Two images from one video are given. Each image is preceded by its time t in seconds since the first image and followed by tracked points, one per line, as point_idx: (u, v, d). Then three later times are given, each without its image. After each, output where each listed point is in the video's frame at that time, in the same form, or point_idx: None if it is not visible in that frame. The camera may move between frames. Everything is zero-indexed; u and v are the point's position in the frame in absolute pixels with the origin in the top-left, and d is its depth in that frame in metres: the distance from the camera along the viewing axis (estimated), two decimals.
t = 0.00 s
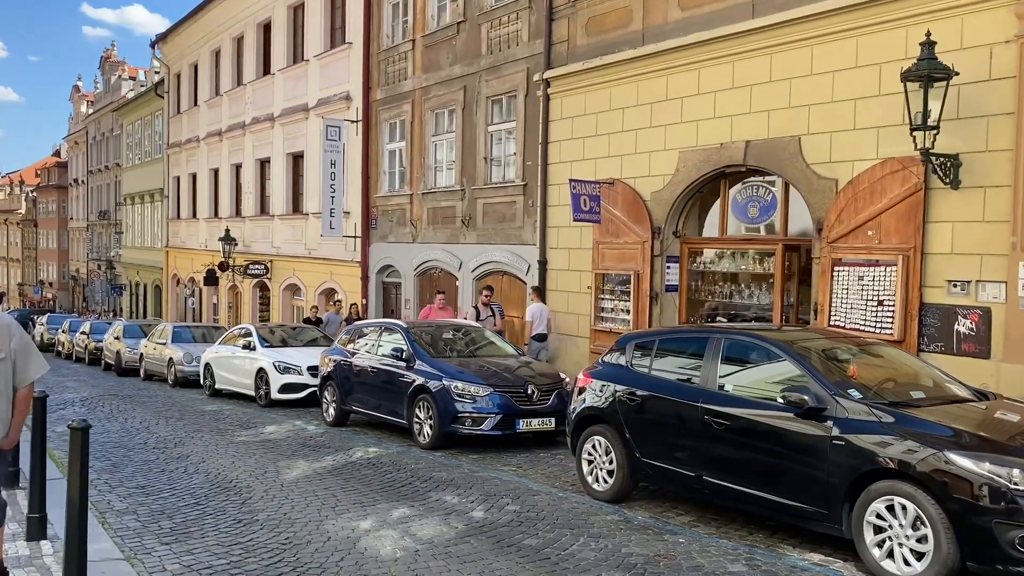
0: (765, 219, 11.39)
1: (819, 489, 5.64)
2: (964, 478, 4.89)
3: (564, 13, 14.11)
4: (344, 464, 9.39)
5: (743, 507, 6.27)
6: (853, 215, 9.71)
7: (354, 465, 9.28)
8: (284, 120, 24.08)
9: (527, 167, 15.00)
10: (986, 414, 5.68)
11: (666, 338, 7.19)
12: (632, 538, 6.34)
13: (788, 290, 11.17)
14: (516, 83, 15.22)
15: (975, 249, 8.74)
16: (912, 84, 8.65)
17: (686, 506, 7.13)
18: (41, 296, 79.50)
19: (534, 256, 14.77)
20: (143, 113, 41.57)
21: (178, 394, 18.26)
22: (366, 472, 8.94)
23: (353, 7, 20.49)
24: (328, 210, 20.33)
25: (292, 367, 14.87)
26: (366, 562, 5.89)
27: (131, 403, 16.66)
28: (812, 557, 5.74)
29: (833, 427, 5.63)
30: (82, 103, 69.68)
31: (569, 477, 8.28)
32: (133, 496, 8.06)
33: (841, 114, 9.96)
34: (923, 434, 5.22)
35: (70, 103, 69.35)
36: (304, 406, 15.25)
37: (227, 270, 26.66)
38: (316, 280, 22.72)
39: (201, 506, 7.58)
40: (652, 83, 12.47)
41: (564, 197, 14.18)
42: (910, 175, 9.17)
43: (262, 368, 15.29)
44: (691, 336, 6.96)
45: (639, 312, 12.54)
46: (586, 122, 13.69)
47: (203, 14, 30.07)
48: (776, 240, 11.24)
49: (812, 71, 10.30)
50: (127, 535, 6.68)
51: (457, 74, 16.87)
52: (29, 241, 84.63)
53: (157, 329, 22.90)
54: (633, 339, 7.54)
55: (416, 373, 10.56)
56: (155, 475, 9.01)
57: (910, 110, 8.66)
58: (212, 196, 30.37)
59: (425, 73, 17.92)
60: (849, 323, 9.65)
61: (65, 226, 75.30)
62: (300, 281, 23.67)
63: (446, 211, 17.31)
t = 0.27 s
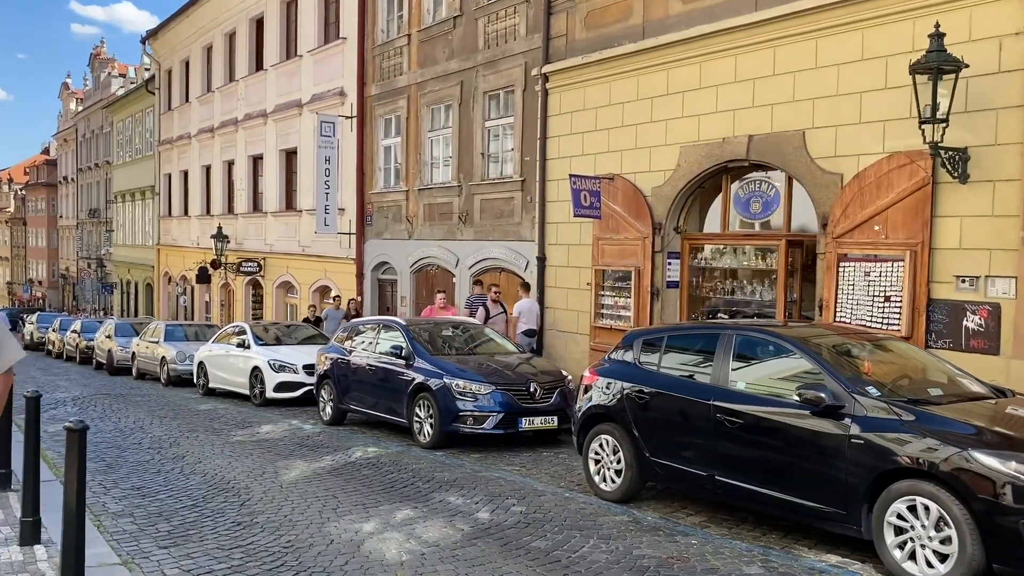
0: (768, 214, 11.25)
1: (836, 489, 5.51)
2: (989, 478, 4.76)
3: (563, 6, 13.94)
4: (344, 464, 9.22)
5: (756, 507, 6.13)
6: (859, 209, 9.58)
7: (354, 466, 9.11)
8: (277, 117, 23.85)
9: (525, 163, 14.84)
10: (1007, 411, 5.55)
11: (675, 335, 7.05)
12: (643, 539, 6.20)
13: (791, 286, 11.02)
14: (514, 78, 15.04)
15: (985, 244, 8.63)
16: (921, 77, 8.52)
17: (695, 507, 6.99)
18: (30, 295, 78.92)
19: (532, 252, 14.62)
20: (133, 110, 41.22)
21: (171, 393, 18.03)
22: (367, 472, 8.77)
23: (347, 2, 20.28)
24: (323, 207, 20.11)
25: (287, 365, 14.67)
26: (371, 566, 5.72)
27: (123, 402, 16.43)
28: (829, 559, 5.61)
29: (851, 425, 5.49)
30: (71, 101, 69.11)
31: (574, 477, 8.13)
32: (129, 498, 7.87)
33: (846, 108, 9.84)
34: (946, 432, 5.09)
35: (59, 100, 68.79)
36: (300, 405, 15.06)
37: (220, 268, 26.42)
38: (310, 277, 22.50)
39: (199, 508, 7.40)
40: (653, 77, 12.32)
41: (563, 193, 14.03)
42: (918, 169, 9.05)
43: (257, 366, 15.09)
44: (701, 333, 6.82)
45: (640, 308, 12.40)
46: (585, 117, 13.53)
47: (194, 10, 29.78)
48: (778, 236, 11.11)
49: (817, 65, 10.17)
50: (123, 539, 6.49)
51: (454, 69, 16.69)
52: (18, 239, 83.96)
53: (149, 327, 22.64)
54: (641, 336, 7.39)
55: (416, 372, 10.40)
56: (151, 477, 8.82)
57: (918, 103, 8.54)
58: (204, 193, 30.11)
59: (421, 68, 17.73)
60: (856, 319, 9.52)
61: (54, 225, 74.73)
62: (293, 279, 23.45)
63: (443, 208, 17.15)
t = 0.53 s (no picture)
0: (769, 213, 11.12)
1: (853, 493, 5.38)
2: (1013, 481, 4.63)
3: (560, 3, 13.79)
4: (342, 467, 9.05)
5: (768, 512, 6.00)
6: (864, 207, 9.46)
7: (353, 469, 8.94)
8: (269, 114, 23.62)
9: (522, 161, 14.69)
10: None
11: (683, 335, 6.91)
12: (653, 545, 6.05)
13: (793, 286, 10.90)
14: (510, 76, 14.90)
15: (992, 243, 8.52)
16: (928, 73, 8.40)
17: (704, 511, 6.85)
18: (17, 295, 78.27)
19: (529, 252, 14.48)
20: (122, 109, 40.85)
21: (162, 395, 17.79)
22: (366, 476, 8.60)
23: None
24: (315, 206, 19.90)
25: (281, 366, 14.47)
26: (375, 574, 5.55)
27: (114, 404, 16.19)
28: (845, 565, 5.47)
29: (868, 428, 5.36)
30: (59, 99, 68.53)
31: (578, 481, 7.99)
32: (122, 504, 7.67)
33: (851, 105, 9.73)
34: (967, 435, 4.95)
35: (47, 99, 68.21)
36: (294, 406, 14.87)
37: (210, 267, 26.15)
38: (303, 277, 22.29)
39: (195, 514, 7.21)
40: (652, 74, 12.18)
41: (561, 191, 13.89)
42: (924, 166, 8.93)
43: (250, 367, 14.89)
44: (711, 333, 6.68)
45: (639, 308, 12.26)
46: (583, 114, 13.39)
47: (184, 7, 29.50)
48: (780, 234, 10.98)
49: (820, 61, 10.06)
50: (118, 547, 6.30)
51: (449, 66, 16.53)
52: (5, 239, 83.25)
53: (139, 328, 22.37)
54: (647, 337, 7.25)
55: (414, 373, 10.23)
56: (144, 481, 8.62)
57: (925, 99, 8.42)
58: (195, 192, 29.83)
59: (415, 65, 17.56)
60: (861, 319, 9.41)
61: (42, 225, 74.11)
62: (285, 278, 23.24)
63: (439, 206, 17.00)
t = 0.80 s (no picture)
0: (769, 211, 11.01)
1: (866, 497, 5.26)
2: None
3: None
4: (339, 470, 8.89)
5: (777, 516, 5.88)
6: (866, 206, 9.36)
7: (350, 472, 8.78)
8: (260, 113, 23.41)
9: (518, 159, 14.56)
10: None
11: (688, 336, 6.79)
12: (660, 549, 5.92)
13: (793, 285, 10.81)
14: (505, 73, 14.75)
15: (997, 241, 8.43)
16: (933, 69, 8.29)
17: (709, 514, 6.73)
18: (5, 296, 77.66)
19: (526, 251, 14.35)
20: (111, 107, 40.51)
21: (153, 396, 17.57)
22: (363, 479, 8.45)
23: None
24: (308, 205, 19.71)
25: (274, 367, 14.29)
26: None
27: (104, 406, 15.97)
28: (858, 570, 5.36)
29: (882, 431, 5.25)
30: (47, 98, 67.97)
31: (580, 484, 7.86)
32: (113, 509, 7.49)
33: (852, 102, 9.64)
34: (985, 437, 4.85)
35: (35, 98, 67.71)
36: (287, 407, 14.69)
37: (201, 267, 25.92)
38: (295, 277, 22.09)
39: (189, 520, 7.04)
40: (650, 71, 12.06)
41: (558, 190, 13.76)
42: (927, 164, 8.84)
43: (243, 369, 14.70)
44: (717, 334, 6.56)
45: (638, 308, 12.14)
46: (579, 112, 13.26)
47: (174, 4, 29.24)
48: (780, 233, 10.87)
49: (821, 58, 9.96)
50: (110, 554, 6.13)
51: (443, 64, 16.37)
52: None
53: (130, 328, 22.11)
54: (651, 337, 7.12)
55: (411, 374, 10.08)
56: (136, 486, 8.44)
57: (930, 96, 8.31)
58: (185, 192, 29.57)
59: (409, 62, 17.40)
60: (863, 318, 9.31)
61: (30, 225, 73.61)
62: (277, 278, 23.03)
63: (433, 205, 16.85)
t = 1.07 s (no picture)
0: (771, 211, 10.86)
1: (884, 503, 5.10)
2: None
3: None
4: (336, 475, 8.70)
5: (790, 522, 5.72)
6: (871, 205, 9.23)
7: (347, 477, 8.58)
8: (252, 113, 23.19)
9: (515, 159, 14.39)
10: None
11: (696, 337, 6.62)
12: (670, 557, 5.75)
13: (796, 285, 10.67)
14: (502, 72, 14.58)
15: (1005, 240, 8.30)
16: (941, 66, 8.16)
17: (718, 520, 6.56)
18: None
19: (523, 251, 14.19)
20: (100, 108, 40.16)
21: (144, 400, 17.32)
22: (361, 484, 8.25)
23: None
24: (301, 206, 19.50)
25: (268, 370, 14.07)
26: None
27: (94, 410, 15.71)
28: None
29: (899, 434, 5.09)
30: (35, 99, 67.42)
31: (583, 490, 7.68)
32: (104, 517, 7.27)
33: (856, 100, 9.51)
34: (1008, 441, 4.69)
35: (23, 99, 67.21)
36: (281, 410, 14.48)
37: (192, 269, 25.66)
38: (287, 278, 21.86)
39: (182, 528, 6.83)
40: (650, 69, 11.91)
41: (556, 190, 13.60)
42: (934, 162, 8.71)
43: (235, 371, 14.48)
44: (726, 335, 6.40)
45: (638, 309, 11.97)
46: (578, 111, 13.10)
47: (165, 4, 28.97)
48: (783, 233, 10.72)
49: (825, 55, 9.82)
50: (101, 564, 5.91)
51: (438, 63, 16.20)
52: None
53: (119, 331, 21.83)
54: (657, 338, 6.95)
55: (408, 377, 9.88)
56: (128, 492, 8.22)
57: (938, 92, 8.18)
58: (176, 193, 29.29)
59: (403, 61, 17.21)
60: (869, 319, 9.17)
61: (18, 227, 73.05)
62: (269, 280, 22.80)
63: (428, 206, 16.66)
